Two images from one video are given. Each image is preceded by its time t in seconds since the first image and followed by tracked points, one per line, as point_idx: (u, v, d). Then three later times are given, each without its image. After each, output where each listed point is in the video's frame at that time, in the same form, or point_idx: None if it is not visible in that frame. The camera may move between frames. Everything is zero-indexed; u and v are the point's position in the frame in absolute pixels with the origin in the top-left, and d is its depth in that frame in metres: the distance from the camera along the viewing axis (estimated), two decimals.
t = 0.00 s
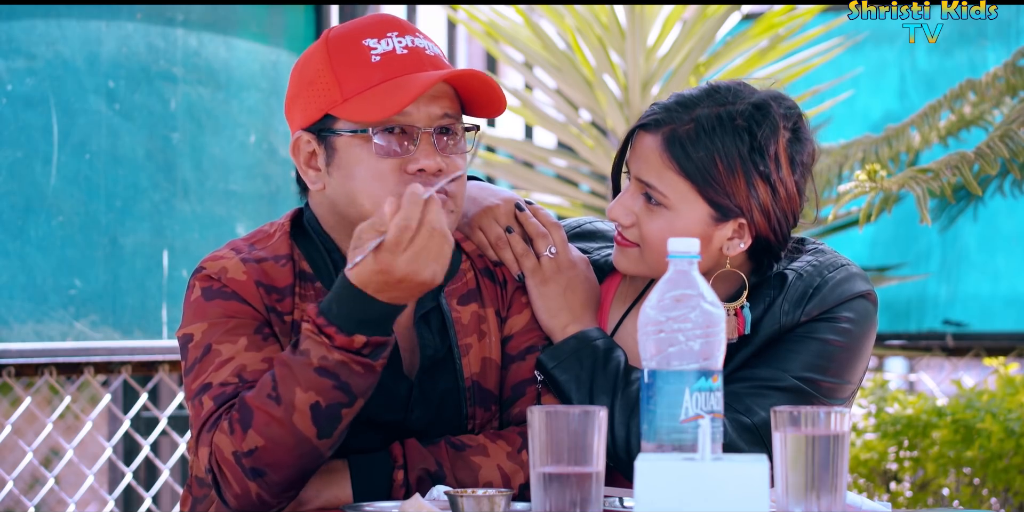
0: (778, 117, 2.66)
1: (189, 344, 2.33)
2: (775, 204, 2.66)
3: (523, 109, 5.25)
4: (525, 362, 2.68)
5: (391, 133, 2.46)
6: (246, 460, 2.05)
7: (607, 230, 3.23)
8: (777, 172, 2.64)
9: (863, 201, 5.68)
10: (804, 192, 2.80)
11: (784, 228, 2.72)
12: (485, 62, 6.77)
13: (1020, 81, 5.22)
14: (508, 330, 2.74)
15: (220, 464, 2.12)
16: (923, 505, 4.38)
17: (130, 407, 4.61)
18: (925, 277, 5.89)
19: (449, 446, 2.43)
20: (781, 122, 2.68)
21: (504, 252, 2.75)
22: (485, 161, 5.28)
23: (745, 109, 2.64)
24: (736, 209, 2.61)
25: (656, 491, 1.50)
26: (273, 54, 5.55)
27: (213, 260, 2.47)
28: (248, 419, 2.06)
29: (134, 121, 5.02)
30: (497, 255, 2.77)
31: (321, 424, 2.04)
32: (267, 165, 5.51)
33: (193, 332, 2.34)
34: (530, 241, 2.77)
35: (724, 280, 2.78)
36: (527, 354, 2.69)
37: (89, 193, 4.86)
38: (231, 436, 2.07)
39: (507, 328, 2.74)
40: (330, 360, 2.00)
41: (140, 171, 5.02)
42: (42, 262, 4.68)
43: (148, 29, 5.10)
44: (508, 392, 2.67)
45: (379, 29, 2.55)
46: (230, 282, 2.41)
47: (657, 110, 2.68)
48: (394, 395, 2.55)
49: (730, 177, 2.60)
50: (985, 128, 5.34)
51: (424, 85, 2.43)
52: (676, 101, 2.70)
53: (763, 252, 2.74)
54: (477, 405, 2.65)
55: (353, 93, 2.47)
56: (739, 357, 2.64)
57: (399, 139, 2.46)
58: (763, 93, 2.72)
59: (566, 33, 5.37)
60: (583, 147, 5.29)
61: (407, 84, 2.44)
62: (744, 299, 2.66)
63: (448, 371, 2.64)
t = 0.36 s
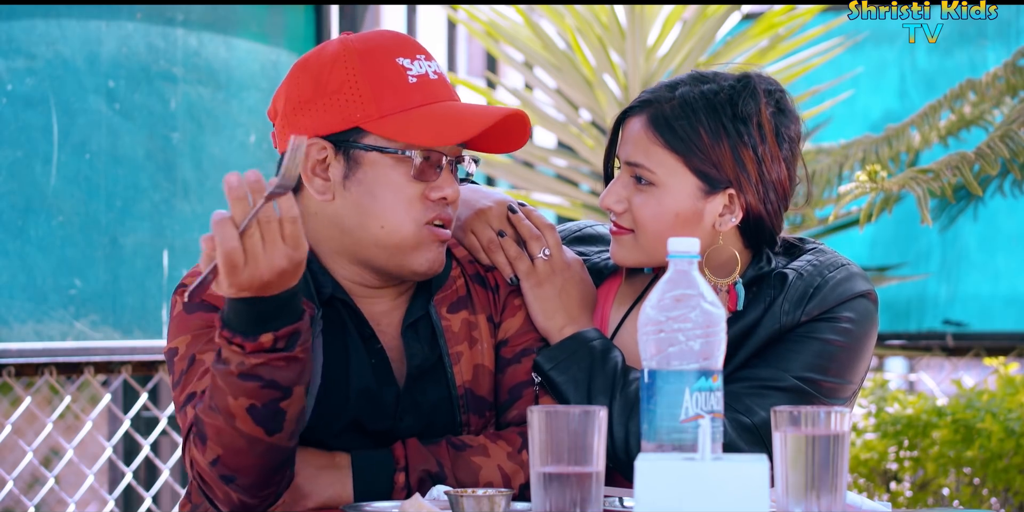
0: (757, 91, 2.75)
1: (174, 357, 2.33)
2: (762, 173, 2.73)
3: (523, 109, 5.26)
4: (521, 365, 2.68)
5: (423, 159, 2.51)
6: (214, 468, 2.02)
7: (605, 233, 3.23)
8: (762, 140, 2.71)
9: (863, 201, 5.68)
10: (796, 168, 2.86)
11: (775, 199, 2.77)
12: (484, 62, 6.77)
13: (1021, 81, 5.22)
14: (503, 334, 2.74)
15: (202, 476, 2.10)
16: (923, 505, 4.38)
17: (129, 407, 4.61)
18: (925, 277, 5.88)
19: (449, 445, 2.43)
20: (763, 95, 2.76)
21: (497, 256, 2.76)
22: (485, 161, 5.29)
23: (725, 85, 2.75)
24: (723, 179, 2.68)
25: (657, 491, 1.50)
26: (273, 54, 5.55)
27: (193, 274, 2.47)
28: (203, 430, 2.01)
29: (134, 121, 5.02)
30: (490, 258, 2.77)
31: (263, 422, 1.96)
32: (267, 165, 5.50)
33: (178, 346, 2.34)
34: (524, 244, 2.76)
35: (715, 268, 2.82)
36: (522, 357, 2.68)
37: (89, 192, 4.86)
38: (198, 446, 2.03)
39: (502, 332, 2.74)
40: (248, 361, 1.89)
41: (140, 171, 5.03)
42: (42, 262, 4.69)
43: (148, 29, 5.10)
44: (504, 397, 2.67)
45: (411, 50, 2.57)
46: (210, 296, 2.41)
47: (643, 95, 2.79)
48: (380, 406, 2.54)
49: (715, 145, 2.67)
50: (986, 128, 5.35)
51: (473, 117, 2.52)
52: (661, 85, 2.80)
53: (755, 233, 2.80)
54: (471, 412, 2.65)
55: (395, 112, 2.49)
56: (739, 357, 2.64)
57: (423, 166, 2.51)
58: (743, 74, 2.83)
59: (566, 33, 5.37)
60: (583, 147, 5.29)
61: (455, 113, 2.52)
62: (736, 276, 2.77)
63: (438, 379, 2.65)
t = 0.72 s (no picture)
0: (735, 77, 2.76)
1: (171, 351, 2.34)
2: (746, 158, 2.74)
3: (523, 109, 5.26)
4: (522, 364, 2.68)
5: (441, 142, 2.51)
6: (220, 461, 2.08)
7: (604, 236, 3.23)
8: (743, 124, 2.72)
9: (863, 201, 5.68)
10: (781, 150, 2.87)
11: (760, 183, 2.79)
12: (484, 62, 6.77)
13: (1020, 81, 5.22)
14: (503, 333, 2.74)
15: (199, 464, 2.15)
16: (923, 505, 4.39)
17: (130, 406, 4.61)
18: (925, 277, 5.88)
19: (455, 439, 2.43)
20: (741, 81, 2.77)
21: (499, 256, 2.76)
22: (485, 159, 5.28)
23: (701, 75, 2.77)
24: (707, 166, 2.70)
25: (657, 491, 1.50)
26: (273, 54, 5.55)
27: (195, 270, 2.47)
28: (224, 419, 2.08)
29: (134, 121, 5.02)
30: (493, 258, 2.78)
31: (289, 431, 2.03)
32: (267, 166, 5.50)
33: (175, 339, 2.34)
34: (524, 245, 2.75)
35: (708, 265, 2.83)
36: (522, 356, 2.69)
37: (89, 192, 4.86)
38: (210, 433, 2.09)
39: (503, 331, 2.74)
40: (297, 363, 2.00)
41: (140, 171, 5.03)
42: (42, 262, 4.69)
43: (148, 29, 5.10)
44: (503, 394, 2.67)
45: (433, 39, 2.61)
46: (210, 291, 2.42)
47: (623, 92, 2.81)
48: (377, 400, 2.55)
49: (696, 133, 2.69)
50: (985, 128, 5.35)
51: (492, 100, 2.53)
52: (640, 81, 2.83)
53: (744, 224, 2.81)
54: (468, 407, 2.64)
55: (416, 91, 2.50)
56: (736, 354, 2.64)
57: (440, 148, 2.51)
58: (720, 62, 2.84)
59: (566, 33, 5.36)
60: (583, 147, 5.29)
61: (473, 95, 2.53)
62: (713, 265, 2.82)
63: (436, 375, 2.65)
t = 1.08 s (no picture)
0: (731, 74, 2.78)
1: (166, 354, 2.34)
2: (742, 155, 2.74)
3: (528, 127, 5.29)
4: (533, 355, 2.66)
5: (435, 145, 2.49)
6: (200, 458, 2.15)
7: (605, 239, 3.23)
8: (740, 120, 2.73)
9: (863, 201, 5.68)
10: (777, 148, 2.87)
11: (757, 180, 2.79)
12: (484, 62, 6.77)
13: (1020, 81, 5.22)
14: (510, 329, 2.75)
15: (184, 469, 2.21)
16: (922, 505, 4.39)
17: (130, 406, 4.61)
18: (925, 277, 5.88)
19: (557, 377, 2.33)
20: (737, 79, 2.79)
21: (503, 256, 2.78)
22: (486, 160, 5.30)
23: (698, 73, 2.77)
24: (704, 162, 2.70)
25: (657, 491, 1.50)
26: (273, 54, 5.54)
27: (190, 270, 2.46)
28: (193, 417, 2.14)
29: (134, 121, 5.02)
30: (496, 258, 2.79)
31: (250, 408, 2.08)
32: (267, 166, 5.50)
33: (169, 343, 2.34)
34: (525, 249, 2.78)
35: (707, 262, 2.82)
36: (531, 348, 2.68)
37: (89, 192, 4.86)
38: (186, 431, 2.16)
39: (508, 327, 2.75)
40: (240, 338, 2.04)
41: (140, 171, 5.03)
42: (42, 262, 4.69)
43: (148, 29, 5.10)
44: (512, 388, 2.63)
45: (435, 40, 2.62)
46: (203, 291, 2.40)
47: (619, 92, 2.81)
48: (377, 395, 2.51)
49: (693, 130, 2.69)
50: (985, 128, 5.34)
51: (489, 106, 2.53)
52: (636, 81, 2.83)
53: (743, 221, 2.81)
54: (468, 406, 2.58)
55: (411, 94, 2.50)
56: (735, 354, 2.64)
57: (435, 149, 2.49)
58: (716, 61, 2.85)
59: (566, 33, 5.36)
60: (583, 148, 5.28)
61: (470, 100, 2.53)
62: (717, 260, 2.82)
63: (432, 368, 2.64)
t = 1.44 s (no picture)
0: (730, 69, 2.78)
1: (168, 351, 2.34)
2: (742, 152, 2.74)
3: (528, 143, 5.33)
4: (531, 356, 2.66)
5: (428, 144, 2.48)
6: (200, 463, 2.12)
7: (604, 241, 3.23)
8: (739, 118, 2.73)
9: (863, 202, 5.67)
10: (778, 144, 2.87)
11: (757, 178, 2.79)
12: (484, 62, 6.77)
13: (1020, 81, 5.22)
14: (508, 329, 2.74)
15: (184, 469, 2.19)
16: (923, 505, 4.38)
17: (130, 406, 4.61)
18: (925, 278, 5.88)
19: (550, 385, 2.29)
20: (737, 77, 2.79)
21: (503, 257, 2.78)
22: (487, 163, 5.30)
23: (697, 72, 2.77)
24: (705, 160, 2.70)
25: (657, 491, 1.50)
26: (273, 54, 5.54)
27: (194, 267, 2.48)
28: (194, 423, 2.10)
29: (134, 121, 5.02)
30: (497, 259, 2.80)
31: (255, 422, 2.05)
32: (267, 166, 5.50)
33: (171, 340, 2.34)
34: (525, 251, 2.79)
35: (709, 261, 2.81)
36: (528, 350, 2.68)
37: (89, 193, 4.86)
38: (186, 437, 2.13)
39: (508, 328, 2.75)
40: (247, 358, 1.99)
41: (140, 171, 5.03)
42: (42, 262, 4.69)
43: (148, 29, 5.10)
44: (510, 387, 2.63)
45: (430, 39, 2.61)
46: (207, 289, 2.42)
47: (619, 91, 2.81)
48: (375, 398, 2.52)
49: (693, 128, 2.70)
50: (986, 128, 5.34)
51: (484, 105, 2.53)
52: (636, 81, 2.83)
53: (744, 220, 2.81)
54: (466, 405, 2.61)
55: (406, 94, 2.50)
56: (735, 355, 2.64)
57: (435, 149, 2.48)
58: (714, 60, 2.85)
59: (566, 33, 5.36)
60: (583, 148, 5.28)
61: (467, 99, 2.52)
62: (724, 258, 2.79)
63: (432, 371, 2.64)
